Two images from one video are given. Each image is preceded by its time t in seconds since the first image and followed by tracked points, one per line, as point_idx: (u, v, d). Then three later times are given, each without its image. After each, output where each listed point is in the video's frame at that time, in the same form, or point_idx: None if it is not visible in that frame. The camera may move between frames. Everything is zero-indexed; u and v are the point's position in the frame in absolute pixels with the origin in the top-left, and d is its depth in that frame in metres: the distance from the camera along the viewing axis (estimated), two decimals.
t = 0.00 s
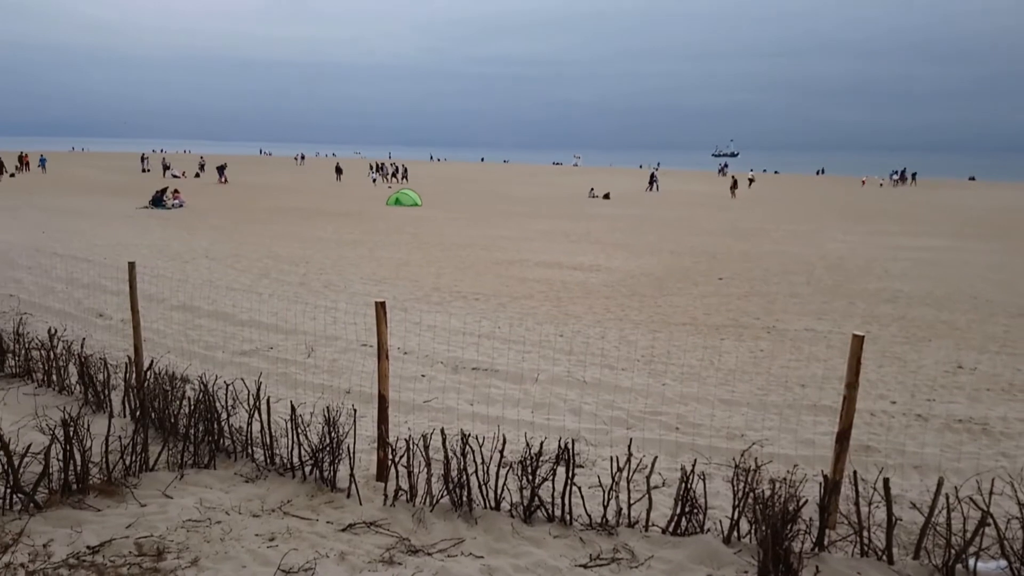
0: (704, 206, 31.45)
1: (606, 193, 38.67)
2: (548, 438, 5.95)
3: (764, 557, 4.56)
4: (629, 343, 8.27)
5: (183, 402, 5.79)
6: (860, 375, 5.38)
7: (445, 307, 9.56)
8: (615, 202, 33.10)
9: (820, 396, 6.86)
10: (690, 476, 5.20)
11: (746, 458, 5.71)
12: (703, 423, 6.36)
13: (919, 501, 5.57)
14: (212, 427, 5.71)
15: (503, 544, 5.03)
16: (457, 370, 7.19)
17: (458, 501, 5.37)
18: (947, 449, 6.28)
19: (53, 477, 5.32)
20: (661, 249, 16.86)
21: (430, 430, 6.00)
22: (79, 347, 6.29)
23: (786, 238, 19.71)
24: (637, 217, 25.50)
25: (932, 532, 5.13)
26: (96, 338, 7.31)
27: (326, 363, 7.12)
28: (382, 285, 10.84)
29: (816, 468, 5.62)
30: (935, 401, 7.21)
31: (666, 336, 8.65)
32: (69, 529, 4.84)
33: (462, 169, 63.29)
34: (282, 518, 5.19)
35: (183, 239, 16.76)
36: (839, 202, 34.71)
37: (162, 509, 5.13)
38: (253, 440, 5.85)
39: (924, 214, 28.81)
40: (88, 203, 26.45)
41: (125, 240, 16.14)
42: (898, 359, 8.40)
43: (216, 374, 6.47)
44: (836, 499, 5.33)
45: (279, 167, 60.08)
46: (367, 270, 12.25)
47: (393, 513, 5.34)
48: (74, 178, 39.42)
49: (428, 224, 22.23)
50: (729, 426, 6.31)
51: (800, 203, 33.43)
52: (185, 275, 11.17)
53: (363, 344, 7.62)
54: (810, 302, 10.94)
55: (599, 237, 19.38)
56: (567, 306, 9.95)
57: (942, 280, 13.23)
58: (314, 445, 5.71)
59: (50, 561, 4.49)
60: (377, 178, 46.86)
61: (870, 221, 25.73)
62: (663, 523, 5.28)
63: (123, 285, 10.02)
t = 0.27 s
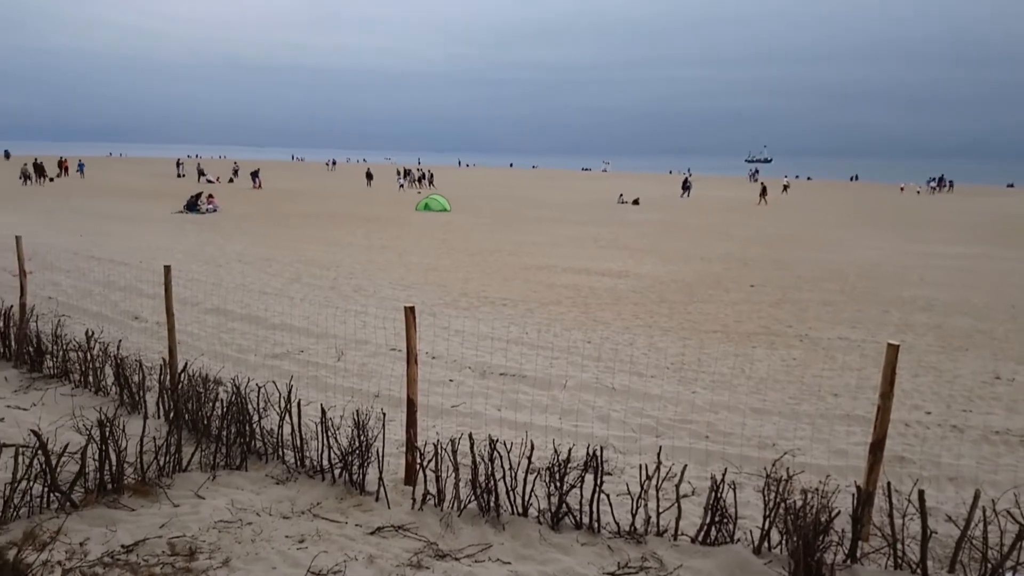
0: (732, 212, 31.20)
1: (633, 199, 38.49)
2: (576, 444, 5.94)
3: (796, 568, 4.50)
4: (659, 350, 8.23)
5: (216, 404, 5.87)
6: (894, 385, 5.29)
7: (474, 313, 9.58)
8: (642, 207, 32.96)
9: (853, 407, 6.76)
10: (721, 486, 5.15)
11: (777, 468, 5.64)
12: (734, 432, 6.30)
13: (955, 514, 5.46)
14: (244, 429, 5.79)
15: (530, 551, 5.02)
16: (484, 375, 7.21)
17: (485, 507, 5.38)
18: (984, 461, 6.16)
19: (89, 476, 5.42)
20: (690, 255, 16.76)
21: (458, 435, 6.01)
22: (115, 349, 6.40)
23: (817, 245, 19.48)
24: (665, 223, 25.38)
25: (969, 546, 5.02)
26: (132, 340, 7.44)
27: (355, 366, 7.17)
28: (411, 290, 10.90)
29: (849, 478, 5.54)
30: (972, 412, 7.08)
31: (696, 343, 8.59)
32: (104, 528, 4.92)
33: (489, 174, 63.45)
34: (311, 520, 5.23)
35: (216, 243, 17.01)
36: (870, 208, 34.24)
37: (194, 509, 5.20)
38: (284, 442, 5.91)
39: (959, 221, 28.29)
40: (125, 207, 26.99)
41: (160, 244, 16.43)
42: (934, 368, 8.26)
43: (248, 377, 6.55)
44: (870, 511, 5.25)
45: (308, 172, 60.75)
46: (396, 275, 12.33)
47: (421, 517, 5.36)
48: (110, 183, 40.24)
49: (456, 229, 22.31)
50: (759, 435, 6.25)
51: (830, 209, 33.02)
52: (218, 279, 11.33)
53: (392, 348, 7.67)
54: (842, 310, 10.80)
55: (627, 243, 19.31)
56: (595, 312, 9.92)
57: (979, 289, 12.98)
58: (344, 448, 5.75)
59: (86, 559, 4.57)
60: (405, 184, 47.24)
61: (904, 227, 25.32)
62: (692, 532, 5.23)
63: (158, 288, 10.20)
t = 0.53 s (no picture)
0: (763, 216, 30.86)
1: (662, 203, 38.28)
2: (606, 449, 5.91)
3: None
4: (690, 356, 8.17)
5: (250, 403, 5.96)
6: (933, 393, 5.19)
7: (505, 316, 9.60)
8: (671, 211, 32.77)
9: (889, 415, 6.65)
10: (753, 493, 5.09)
11: (811, 476, 5.57)
12: (766, 439, 6.23)
13: (995, 527, 5.33)
14: (277, 429, 5.86)
15: (560, 555, 5.00)
16: (514, 378, 7.22)
17: (515, 510, 5.37)
18: None
19: (126, 473, 5.51)
20: (722, 260, 16.61)
21: (488, 438, 6.02)
22: (153, 348, 6.52)
23: (851, 250, 19.18)
24: (695, 228, 25.19)
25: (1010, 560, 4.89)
26: (169, 340, 7.57)
27: (386, 368, 7.22)
28: (442, 293, 10.95)
29: (885, 488, 5.44)
30: (1012, 422, 6.91)
31: (728, 349, 8.52)
32: (140, 524, 5.01)
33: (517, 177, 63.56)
34: (342, 520, 5.27)
35: (250, 245, 17.26)
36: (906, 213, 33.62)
37: (228, 507, 5.28)
38: (316, 442, 5.97)
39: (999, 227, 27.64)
40: (162, 209, 27.53)
41: (197, 245, 16.71)
42: (973, 377, 8.08)
43: (282, 377, 6.63)
44: (906, 521, 5.15)
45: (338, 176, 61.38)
46: (427, 278, 12.40)
47: (451, 519, 5.37)
48: (147, 186, 41.04)
49: (485, 232, 22.38)
50: (792, 443, 6.17)
51: (864, 214, 32.50)
52: (253, 280, 11.50)
53: (422, 351, 7.71)
54: (878, 316, 10.62)
55: (658, 247, 19.21)
56: (626, 317, 9.88)
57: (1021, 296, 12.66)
58: (375, 449, 5.80)
59: (123, 555, 4.65)
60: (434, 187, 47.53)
61: (943, 233, 24.80)
62: (723, 539, 5.18)
63: (194, 289, 10.38)
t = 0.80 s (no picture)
0: (793, 218, 30.53)
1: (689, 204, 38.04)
2: (636, 452, 5.89)
3: None
4: (721, 359, 8.12)
5: (283, 402, 6.03)
6: (971, 399, 5.10)
7: (534, 317, 9.61)
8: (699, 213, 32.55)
9: (924, 421, 6.55)
10: (786, 498, 5.04)
11: (845, 482, 5.50)
12: (799, 444, 6.17)
13: None
14: (309, 428, 5.92)
15: (589, 558, 4.99)
16: (543, 379, 7.23)
17: (544, 512, 5.37)
18: None
19: (162, 470, 5.61)
20: (753, 262, 16.46)
21: (517, 440, 6.04)
22: (188, 347, 6.63)
23: (884, 253, 18.88)
24: (725, 229, 24.99)
25: None
26: (204, 339, 7.69)
27: (415, 368, 7.26)
28: (471, 293, 11.00)
29: (921, 495, 5.35)
30: None
31: (759, 352, 8.45)
32: (175, 520, 5.08)
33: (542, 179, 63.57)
34: (373, 519, 5.30)
35: (282, 246, 17.49)
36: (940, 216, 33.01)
37: (261, 504, 5.34)
38: (347, 441, 6.03)
39: None
40: (196, 210, 27.99)
41: (230, 246, 16.98)
42: (1012, 383, 7.92)
43: (314, 376, 6.71)
44: (943, 528, 5.07)
45: (365, 177, 61.88)
46: (457, 279, 12.46)
47: (480, 520, 5.39)
48: (182, 187, 41.81)
49: (513, 233, 22.42)
50: (825, 448, 6.11)
51: (897, 216, 31.96)
52: (286, 280, 11.64)
53: (452, 351, 7.76)
54: (914, 320, 10.45)
55: (686, 248, 19.10)
56: (656, 319, 9.84)
57: None
58: (405, 449, 5.83)
59: (159, 550, 4.73)
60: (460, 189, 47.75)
61: (980, 236, 24.28)
62: (755, 545, 5.13)
63: (229, 288, 10.54)
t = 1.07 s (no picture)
0: (831, 219, 30.03)
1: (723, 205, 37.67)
2: (674, 455, 5.86)
3: None
4: (758, 361, 8.05)
5: (321, 400, 6.11)
6: (1019, 404, 4.97)
7: (570, 318, 9.61)
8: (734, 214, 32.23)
9: (970, 426, 6.41)
10: (826, 503, 4.96)
11: (887, 488, 5.40)
12: (839, 449, 6.09)
13: None
14: (347, 426, 5.99)
15: (626, 560, 4.97)
16: (578, 381, 7.24)
17: (580, 514, 5.36)
18: None
19: (204, 466, 5.71)
20: (791, 263, 16.24)
21: (552, 441, 6.05)
22: (229, 346, 6.75)
23: (926, 255, 18.48)
24: (761, 230, 24.70)
25: None
26: (245, 337, 7.82)
27: (451, 368, 7.31)
28: (507, 294, 11.03)
29: (966, 502, 5.23)
30: None
31: (799, 355, 8.35)
32: (217, 515, 5.17)
33: (574, 180, 63.40)
34: (409, 517, 5.34)
35: (319, 246, 17.71)
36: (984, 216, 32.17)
37: (300, 501, 5.41)
38: (383, 440, 6.08)
39: None
40: (234, 211, 28.48)
41: (269, 246, 17.25)
42: None
43: (351, 375, 6.79)
44: (989, 536, 4.94)
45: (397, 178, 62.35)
46: (492, 280, 12.50)
47: (516, 520, 5.40)
48: (222, 189, 42.68)
49: (547, 234, 22.43)
50: (867, 453, 6.01)
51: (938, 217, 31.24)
52: (324, 279, 11.80)
53: (487, 352, 7.79)
54: (960, 324, 10.21)
55: (722, 250, 18.93)
56: (693, 320, 9.78)
57: None
58: (441, 448, 5.87)
59: (201, 545, 4.82)
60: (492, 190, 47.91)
61: None
62: (794, 550, 5.06)
63: (269, 288, 10.72)
